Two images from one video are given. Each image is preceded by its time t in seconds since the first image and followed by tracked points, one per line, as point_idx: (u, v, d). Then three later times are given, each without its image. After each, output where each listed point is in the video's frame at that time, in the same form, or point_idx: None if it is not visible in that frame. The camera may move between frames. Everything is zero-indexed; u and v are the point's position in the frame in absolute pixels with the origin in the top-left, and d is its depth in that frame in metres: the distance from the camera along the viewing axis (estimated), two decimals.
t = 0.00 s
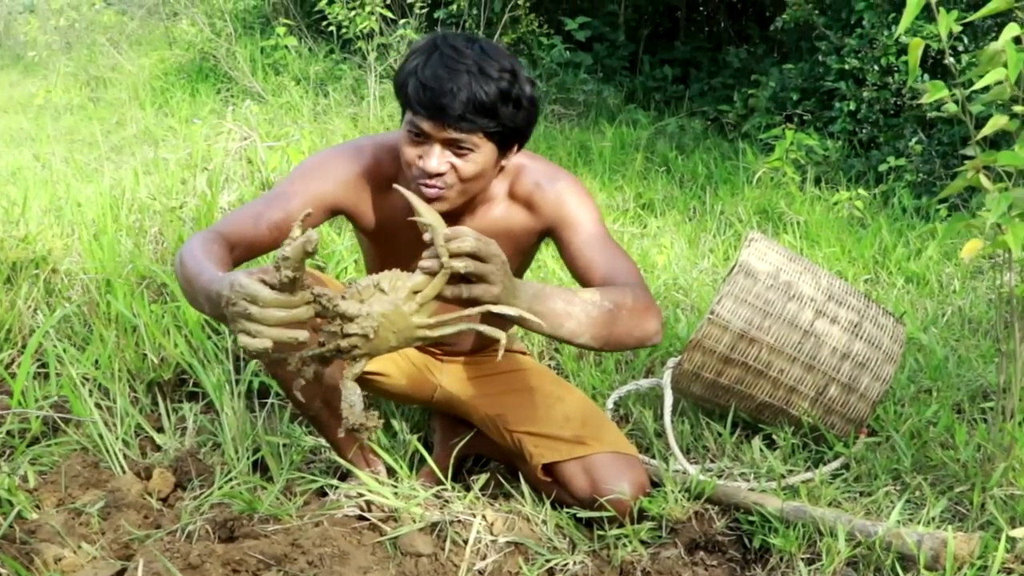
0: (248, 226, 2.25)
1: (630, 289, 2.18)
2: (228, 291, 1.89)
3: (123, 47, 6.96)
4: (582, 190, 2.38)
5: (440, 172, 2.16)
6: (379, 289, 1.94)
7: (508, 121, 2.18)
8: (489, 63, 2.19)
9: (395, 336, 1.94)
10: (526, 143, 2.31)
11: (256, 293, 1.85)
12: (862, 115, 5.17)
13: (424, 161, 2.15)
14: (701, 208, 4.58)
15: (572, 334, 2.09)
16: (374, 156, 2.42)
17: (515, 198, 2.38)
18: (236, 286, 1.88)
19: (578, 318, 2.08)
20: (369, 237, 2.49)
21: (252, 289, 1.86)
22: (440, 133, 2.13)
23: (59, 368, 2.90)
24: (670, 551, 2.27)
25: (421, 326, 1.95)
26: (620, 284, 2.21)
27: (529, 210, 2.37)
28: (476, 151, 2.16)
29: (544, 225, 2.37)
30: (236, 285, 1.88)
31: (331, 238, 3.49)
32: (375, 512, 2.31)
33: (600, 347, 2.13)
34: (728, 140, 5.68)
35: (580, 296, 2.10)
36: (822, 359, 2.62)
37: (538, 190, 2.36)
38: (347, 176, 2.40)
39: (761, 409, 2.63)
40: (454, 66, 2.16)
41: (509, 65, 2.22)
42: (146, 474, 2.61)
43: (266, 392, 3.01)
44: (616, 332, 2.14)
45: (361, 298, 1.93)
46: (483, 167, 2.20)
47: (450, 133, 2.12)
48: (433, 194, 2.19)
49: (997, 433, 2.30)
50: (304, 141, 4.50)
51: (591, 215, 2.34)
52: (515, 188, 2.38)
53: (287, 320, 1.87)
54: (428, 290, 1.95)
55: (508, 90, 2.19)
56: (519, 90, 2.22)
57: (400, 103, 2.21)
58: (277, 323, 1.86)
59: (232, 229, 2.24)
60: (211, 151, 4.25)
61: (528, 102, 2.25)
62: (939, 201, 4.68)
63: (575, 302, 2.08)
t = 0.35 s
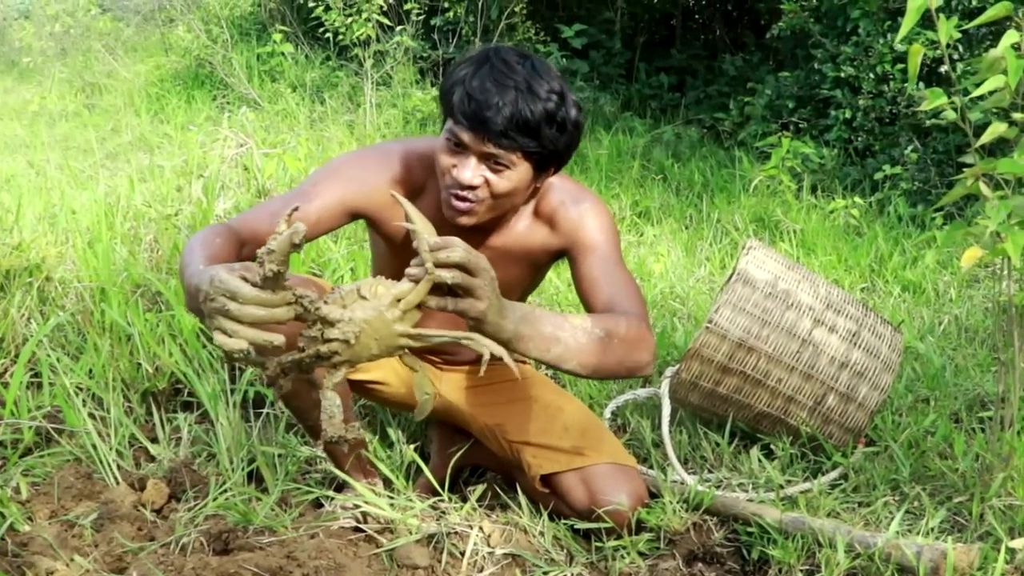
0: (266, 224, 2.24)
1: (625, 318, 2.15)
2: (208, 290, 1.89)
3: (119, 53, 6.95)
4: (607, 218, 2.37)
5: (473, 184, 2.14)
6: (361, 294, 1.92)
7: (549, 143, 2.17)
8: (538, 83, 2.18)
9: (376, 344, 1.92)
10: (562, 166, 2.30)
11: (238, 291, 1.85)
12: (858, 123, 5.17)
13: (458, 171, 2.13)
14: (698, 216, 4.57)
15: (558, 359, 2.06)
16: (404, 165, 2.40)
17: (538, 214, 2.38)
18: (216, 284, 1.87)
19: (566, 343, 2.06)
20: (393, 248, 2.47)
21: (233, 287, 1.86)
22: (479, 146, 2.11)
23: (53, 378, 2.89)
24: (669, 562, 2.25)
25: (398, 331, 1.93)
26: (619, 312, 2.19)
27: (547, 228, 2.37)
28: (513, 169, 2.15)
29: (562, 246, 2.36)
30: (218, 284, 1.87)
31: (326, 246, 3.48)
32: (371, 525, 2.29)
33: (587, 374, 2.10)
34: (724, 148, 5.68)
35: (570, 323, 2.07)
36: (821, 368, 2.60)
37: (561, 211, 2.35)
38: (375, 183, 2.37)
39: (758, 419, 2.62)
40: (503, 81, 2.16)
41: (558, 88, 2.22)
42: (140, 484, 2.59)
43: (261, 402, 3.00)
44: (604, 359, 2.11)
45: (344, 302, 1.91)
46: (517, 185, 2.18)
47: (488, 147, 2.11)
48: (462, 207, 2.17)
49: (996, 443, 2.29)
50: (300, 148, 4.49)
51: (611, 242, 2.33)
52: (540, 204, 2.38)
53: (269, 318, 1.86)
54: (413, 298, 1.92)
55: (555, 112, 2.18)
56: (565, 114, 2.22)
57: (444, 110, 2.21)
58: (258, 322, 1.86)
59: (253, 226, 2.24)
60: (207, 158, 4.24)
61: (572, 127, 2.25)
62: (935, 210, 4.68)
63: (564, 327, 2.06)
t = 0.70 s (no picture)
0: (263, 223, 2.23)
1: (635, 340, 2.15)
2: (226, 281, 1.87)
3: (114, 54, 6.94)
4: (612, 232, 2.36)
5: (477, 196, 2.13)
6: (374, 319, 1.94)
7: (553, 154, 2.16)
8: (543, 93, 2.16)
9: (380, 370, 1.93)
10: (566, 175, 2.28)
11: (253, 287, 1.84)
12: (852, 124, 5.16)
13: (462, 183, 2.12)
14: (693, 217, 4.57)
15: (572, 387, 2.04)
16: (406, 171, 2.38)
17: (543, 225, 2.36)
18: (231, 277, 1.86)
19: (581, 372, 2.04)
20: (394, 252, 2.46)
21: (249, 282, 1.84)
22: (484, 159, 2.10)
23: (46, 381, 2.87)
24: (666, 567, 2.24)
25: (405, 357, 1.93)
26: (627, 332, 2.18)
27: (552, 242, 2.35)
28: (518, 181, 2.13)
29: (565, 258, 2.35)
30: (233, 279, 1.85)
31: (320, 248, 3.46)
32: (366, 529, 2.27)
33: (599, 400, 2.09)
34: (719, 149, 5.68)
35: (584, 350, 2.05)
36: (818, 370, 2.59)
37: (565, 222, 2.34)
38: (375, 188, 2.36)
39: (755, 421, 2.60)
40: (507, 92, 2.14)
41: (562, 97, 2.20)
42: (133, 488, 2.57)
43: (256, 405, 2.98)
44: (616, 386, 2.10)
45: (358, 323, 1.95)
46: (522, 196, 2.16)
47: (493, 159, 2.09)
48: (467, 219, 2.16)
49: (995, 445, 2.28)
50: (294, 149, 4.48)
51: (614, 255, 2.32)
52: (544, 215, 2.36)
53: (280, 320, 1.85)
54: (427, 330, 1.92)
55: (560, 122, 2.17)
56: (570, 123, 2.20)
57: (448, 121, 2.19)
58: (268, 320, 1.84)
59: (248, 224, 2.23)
60: (201, 159, 4.22)
61: (578, 136, 2.23)
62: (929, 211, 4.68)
63: (579, 357, 2.04)
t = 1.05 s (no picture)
0: (248, 229, 2.22)
1: (637, 342, 2.14)
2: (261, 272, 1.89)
3: (109, 52, 6.91)
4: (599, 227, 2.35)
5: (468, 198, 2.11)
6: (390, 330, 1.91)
7: (541, 148, 2.15)
8: (524, 88, 2.15)
9: (386, 382, 1.87)
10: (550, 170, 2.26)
11: (285, 274, 1.84)
12: (848, 123, 5.16)
13: (451, 186, 2.10)
14: (688, 216, 4.56)
15: (584, 399, 2.03)
16: (390, 171, 2.37)
17: (531, 224, 2.35)
18: (266, 268, 1.87)
19: (591, 384, 2.02)
20: (382, 252, 2.45)
21: (282, 270, 1.85)
22: (471, 160, 2.08)
23: (38, 379, 2.85)
24: (662, 566, 2.22)
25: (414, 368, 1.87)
26: (627, 335, 2.17)
27: (542, 241, 2.35)
28: (507, 179, 2.12)
29: (556, 256, 2.34)
30: (263, 271, 1.87)
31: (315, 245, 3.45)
32: (361, 528, 2.25)
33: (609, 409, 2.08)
34: (714, 148, 5.67)
35: (594, 360, 2.04)
36: (814, 368, 2.58)
37: (553, 220, 2.33)
38: (359, 188, 2.35)
39: (752, 419, 2.59)
40: (489, 90, 2.12)
41: (543, 89, 2.19)
42: (127, 488, 2.55)
43: (250, 404, 2.97)
44: (622, 392, 2.10)
45: (375, 332, 1.91)
46: (511, 193, 2.15)
47: (481, 160, 2.07)
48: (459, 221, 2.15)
49: (993, 443, 2.27)
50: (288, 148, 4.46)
51: (605, 252, 2.31)
52: (531, 214, 2.35)
53: (304, 309, 1.83)
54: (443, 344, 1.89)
55: (543, 116, 2.15)
56: (554, 115, 2.19)
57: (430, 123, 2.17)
58: (294, 307, 1.83)
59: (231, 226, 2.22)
60: (194, 157, 4.20)
61: (562, 128, 2.22)
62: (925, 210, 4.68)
63: (590, 367, 2.02)
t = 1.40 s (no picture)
0: (228, 224, 2.16)
1: (636, 352, 2.15)
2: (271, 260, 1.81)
3: (103, 48, 6.87)
4: (590, 222, 2.33)
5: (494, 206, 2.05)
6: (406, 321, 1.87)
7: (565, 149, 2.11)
8: (551, 90, 2.07)
9: (399, 373, 1.83)
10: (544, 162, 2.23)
11: (300, 264, 1.77)
12: (845, 119, 5.14)
13: (483, 196, 2.02)
14: (685, 211, 4.54)
15: (586, 409, 2.02)
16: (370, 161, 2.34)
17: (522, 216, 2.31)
18: (277, 257, 1.80)
19: (594, 393, 2.00)
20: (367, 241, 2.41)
21: (294, 259, 1.78)
22: (508, 171, 2.00)
23: (30, 372, 2.82)
24: (660, 559, 2.20)
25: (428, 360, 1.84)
26: (628, 347, 2.17)
27: (535, 236, 2.31)
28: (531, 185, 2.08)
29: (548, 253, 2.32)
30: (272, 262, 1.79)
31: (309, 238, 3.42)
32: (355, 521, 2.22)
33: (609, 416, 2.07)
34: (711, 144, 5.65)
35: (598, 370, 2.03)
36: (813, 358, 2.56)
37: (547, 216, 2.29)
38: (341, 180, 2.31)
39: (750, 411, 2.57)
40: (524, 97, 2.03)
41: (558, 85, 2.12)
42: (118, 482, 2.52)
43: (244, 398, 2.94)
44: (623, 402, 2.09)
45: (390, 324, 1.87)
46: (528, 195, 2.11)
47: (520, 170, 2.01)
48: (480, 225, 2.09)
49: (993, 433, 2.24)
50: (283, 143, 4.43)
51: (598, 253, 2.30)
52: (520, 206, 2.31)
53: (318, 299, 1.76)
54: (456, 338, 1.85)
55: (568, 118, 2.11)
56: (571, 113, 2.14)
57: (451, 128, 2.03)
58: (308, 296, 1.76)
59: (213, 219, 2.17)
60: (188, 151, 4.17)
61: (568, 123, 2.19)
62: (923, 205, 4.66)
63: (592, 377, 2.00)
